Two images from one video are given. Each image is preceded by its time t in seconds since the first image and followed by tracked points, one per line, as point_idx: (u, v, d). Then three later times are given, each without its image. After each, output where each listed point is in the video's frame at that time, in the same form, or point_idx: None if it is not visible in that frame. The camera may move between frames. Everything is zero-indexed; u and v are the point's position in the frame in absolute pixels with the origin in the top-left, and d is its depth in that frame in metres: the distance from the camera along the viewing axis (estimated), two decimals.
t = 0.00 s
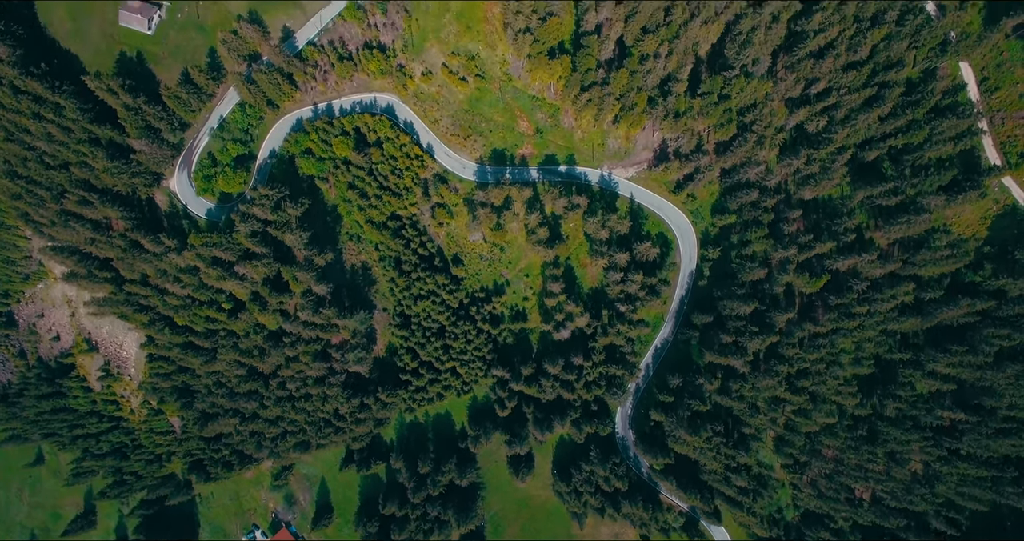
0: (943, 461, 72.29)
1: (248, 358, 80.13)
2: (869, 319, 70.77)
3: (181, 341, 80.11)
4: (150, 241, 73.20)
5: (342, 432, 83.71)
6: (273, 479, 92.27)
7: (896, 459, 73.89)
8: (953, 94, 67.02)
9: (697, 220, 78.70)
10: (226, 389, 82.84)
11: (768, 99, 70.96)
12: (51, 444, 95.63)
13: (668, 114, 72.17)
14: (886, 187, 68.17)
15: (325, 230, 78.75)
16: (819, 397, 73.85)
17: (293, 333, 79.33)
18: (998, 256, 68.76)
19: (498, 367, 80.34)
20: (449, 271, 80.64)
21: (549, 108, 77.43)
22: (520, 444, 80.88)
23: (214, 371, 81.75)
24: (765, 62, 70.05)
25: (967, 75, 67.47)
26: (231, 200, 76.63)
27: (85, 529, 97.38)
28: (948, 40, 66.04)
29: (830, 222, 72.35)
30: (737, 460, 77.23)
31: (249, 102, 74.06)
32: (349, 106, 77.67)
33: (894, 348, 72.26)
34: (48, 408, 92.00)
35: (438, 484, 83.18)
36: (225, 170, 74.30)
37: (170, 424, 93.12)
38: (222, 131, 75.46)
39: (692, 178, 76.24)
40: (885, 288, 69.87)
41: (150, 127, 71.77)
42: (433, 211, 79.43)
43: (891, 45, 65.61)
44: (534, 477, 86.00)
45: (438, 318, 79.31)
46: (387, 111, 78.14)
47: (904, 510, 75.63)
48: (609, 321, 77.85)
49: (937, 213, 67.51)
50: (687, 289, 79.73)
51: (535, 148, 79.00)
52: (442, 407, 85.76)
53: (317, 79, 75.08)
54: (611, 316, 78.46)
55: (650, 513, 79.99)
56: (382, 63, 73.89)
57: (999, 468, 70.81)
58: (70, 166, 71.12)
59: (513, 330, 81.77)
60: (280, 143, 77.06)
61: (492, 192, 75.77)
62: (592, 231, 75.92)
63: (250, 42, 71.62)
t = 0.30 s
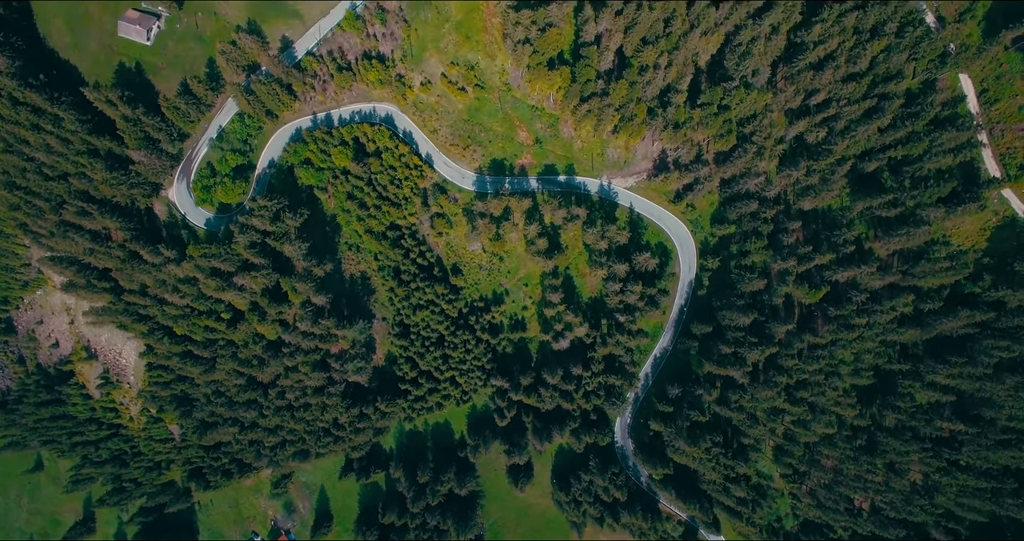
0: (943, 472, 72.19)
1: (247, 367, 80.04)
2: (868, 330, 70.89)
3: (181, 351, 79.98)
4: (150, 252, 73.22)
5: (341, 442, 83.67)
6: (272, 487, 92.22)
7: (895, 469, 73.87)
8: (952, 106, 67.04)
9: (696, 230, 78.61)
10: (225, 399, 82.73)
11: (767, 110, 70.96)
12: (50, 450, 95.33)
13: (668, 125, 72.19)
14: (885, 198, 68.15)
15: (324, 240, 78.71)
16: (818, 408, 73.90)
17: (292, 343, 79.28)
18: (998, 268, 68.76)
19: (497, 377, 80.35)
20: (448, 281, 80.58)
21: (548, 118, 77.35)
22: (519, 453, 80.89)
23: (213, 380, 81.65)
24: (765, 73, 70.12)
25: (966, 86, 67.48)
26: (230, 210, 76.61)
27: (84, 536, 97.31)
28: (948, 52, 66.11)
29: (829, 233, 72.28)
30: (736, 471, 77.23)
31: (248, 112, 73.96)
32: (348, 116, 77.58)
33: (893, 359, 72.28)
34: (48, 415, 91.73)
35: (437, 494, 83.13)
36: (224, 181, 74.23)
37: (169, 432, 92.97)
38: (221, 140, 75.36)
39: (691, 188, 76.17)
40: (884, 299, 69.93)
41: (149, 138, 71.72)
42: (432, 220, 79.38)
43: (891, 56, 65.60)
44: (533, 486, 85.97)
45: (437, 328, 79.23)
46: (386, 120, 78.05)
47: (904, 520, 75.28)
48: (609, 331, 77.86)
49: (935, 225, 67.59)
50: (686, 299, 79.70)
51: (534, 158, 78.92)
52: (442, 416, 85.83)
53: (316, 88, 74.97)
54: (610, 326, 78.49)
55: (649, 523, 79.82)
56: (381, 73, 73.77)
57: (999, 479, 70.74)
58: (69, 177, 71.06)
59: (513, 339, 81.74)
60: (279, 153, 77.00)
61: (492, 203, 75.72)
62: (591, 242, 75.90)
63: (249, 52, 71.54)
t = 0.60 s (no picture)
0: (942, 484, 72.13)
1: (247, 377, 79.95)
2: (868, 342, 70.85)
3: (180, 360, 79.86)
4: (149, 263, 73.20)
5: (341, 451, 83.65)
6: (271, 495, 92.14)
7: (895, 480, 73.83)
8: (952, 117, 67.06)
9: (696, 239, 78.50)
10: (224, 408, 82.61)
11: (767, 121, 70.93)
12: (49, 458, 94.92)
13: (667, 136, 72.19)
14: (885, 210, 68.12)
15: (324, 250, 78.66)
16: (818, 418, 73.88)
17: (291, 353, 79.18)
18: (998, 279, 68.78)
19: (497, 387, 80.33)
20: (448, 290, 80.54)
21: (548, 128, 77.24)
22: (519, 463, 80.87)
23: (213, 390, 81.54)
24: (765, 84, 70.15)
25: (966, 98, 67.49)
26: (229, 220, 76.54)
27: None
28: (947, 64, 66.20)
29: (829, 244, 72.21)
30: (736, 482, 77.20)
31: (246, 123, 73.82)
32: (347, 126, 77.49)
33: (892, 370, 72.28)
34: (47, 422, 91.32)
35: (436, 504, 82.97)
36: (223, 191, 74.06)
37: (169, 440, 92.87)
38: (220, 151, 75.23)
39: (691, 198, 76.09)
40: (884, 311, 69.94)
41: (148, 149, 71.66)
42: (432, 230, 79.31)
43: (891, 68, 65.57)
44: (533, 495, 85.88)
45: (437, 338, 79.14)
46: (385, 130, 77.95)
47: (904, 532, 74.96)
48: (608, 342, 77.86)
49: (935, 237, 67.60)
50: (686, 309, 79.62)
51: (533, 168, 78.85)
52: (442, 425, 85.81)
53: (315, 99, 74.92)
54: (609, 337, 78.47)
55: (648, 533, 79.78)
56: (380, 83, 73.68)
57: (999, 491, 70.72)
58: (68, 188, 70.99)
59: (512, 349, 81.69)
60: (278, 163, 76.93)
61: (491, 214, 75.65)
62: (590, 252, 75.87)
63: (248, 63, 71.44)
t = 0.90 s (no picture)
0: (941, 493, 72.11)
1: (245, 386, 79.74)
2: (868, 352, 70.85)
3: (179, 369, 79.68)
4: (148, 273, 73.13)
5: (340, 459, 83.67)
6: (271, 502, 92.11)
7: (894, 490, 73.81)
8: (950, 128, 67.17)
9: (695, 248, 78.42)
10: (224, 417, 82.46)
11: (766, 130, 70.93)
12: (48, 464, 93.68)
13: (666, 145, 72.26)
14: (885, 220, 68.09)
15: (323, 259, 78.64)
16: (818, 428, 73.86)
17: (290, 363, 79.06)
18: (997, 289, 68.83)
19: (496, 395, 80.33)
20: (447, 299, 80.50)
21: (547, 137, 77.14)
22: (518, 472, 80.85)
23: (212, 398, 81.42)
24: (764, 94, 70.45)
25: (966, 108, 67.51)
26: (228, 229, 76.55)
27: None
28: (946, 75, 66.31)
29: (829, 254, 72.14)
30: (735, 491, 77.17)
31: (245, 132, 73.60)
32: (346, 134, 77.42)
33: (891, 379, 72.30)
34: (44, 429, 90.24)
35: (435, 513, 82.81)
36: (222, 201, 73.90)
37: (168, 447, 93.44)
38: (219, 160, 75.06)
39: (691, 207, 75.98)
40: (884, 321, 69.99)
41: (147, 159, 71.52)
42: (431, 239, 79.22)
43: (890, 78, 65.55)
44: (532, 503, 85.80)
45: (436, 347, 79.03)
46: (384, 139, 77.88)
47: None
48: (608, 351, 77.86)
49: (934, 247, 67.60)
50: (685, 317, 79.58)
51: (532, 177, 78.76)
52: (441, 433, 85.78)
53: (314, 108, 74.82)
54: (609, 346, 78.44)
55: None
56: (379, 92, 73.64)
57: (999, 501, 70.61)
58: (67, 198, 70.91)
59: (511, 357, 81.70)
60: (277, 172, 76.90)
61: (490, 223, 75.60)
62: (590, 261, 75.88)
63: (247, 72, 71.39)
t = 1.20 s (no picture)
0: (941, 504, 72.03)
1: (245, 396, 79.75)
2: (867, 364, 70.91)
3: (179, 379, 79.68)
4: (147, 284, 73.20)
5: (340, 469, 83.66)
6: (270, 510, 92.14)
7: (893, 501, 73.76)
8: (949, 140, 67.15)
9: (695, 258, 78.36)
10: (223, 426, 82.44)
11: (766, 141, 70.88)
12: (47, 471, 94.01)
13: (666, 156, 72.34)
14: (884, 232, 68.04)
15: (323, 269, 78.63)
16: (817, 439, 73.90)
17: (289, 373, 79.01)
18: (996, 301, 68.72)
19: (496, 405, 80.34)
20: (447, 309, 80.45)
21: (547, 147, 77.02)
22: (518, 481, 80.90)
23: (212, 408, 81.39)
24: (764, 106, 69.87)
25: (966, 120, 67.41)
26: (228, 240, 76.49)
27: None
28: (945, 87, 66.25)
29: (829, 265, 72.08)
30: (734, 502, 77.20)
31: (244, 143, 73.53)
32: (345, 145, 77.39)
33: (891, 390, 72.28)
34: (44, 437, 90.12)
35: (435, 523, 82.87)
36: (221, 212, 73.81)
37: (167, 455, 92.76)
38: (218, 171, 74.95)
39: (690, 217, 75.90)
40: (883, 333, 69.97)
41: (146, 170, 71.51)
42: (430, 249, 79.14)
43: (890, 90, 65.46)
44: (532, 512, 85.77)
45: (436, 357, 78.99)
46: (383, 149, 77.87)
47: None
48: (607, 362, 77.90)
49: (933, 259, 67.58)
50: (685, 327, 79.54)
51: (532, 187, 78.73)
52: (441, 442, 85.76)
53: (313, 118, 74.72)
54: (608, 356, 78.42)
55: None
56: (378, 103, 73.61)
57: (999, 512, 70.39)
58: (66, 209, 70.90)
59: (511, 367, 81.70)
60: (277, 183, 76.93)
61: (489, 234, 75.54)
62: (589, 272, 75.85)
63: (247, 84, 71.49)
